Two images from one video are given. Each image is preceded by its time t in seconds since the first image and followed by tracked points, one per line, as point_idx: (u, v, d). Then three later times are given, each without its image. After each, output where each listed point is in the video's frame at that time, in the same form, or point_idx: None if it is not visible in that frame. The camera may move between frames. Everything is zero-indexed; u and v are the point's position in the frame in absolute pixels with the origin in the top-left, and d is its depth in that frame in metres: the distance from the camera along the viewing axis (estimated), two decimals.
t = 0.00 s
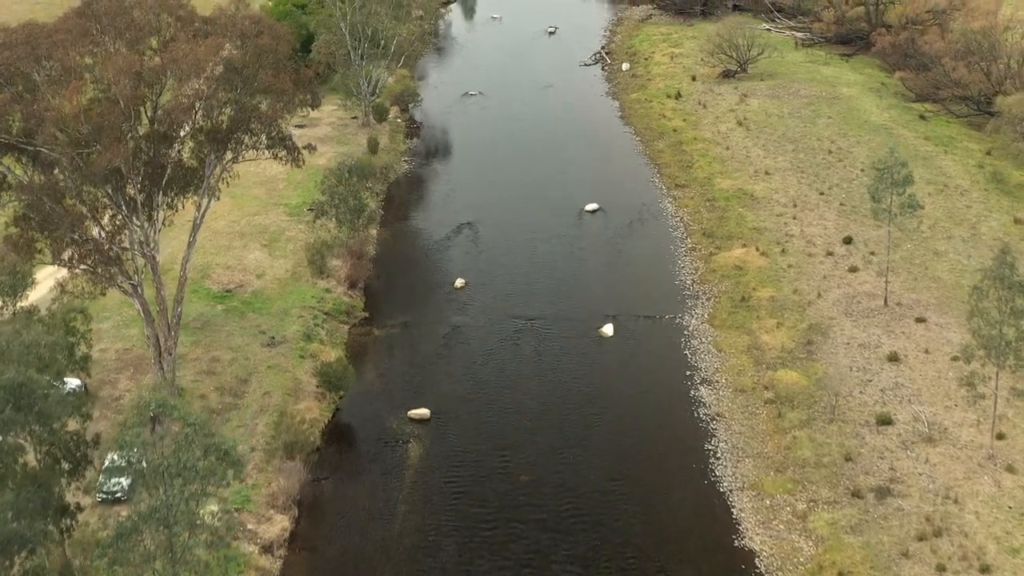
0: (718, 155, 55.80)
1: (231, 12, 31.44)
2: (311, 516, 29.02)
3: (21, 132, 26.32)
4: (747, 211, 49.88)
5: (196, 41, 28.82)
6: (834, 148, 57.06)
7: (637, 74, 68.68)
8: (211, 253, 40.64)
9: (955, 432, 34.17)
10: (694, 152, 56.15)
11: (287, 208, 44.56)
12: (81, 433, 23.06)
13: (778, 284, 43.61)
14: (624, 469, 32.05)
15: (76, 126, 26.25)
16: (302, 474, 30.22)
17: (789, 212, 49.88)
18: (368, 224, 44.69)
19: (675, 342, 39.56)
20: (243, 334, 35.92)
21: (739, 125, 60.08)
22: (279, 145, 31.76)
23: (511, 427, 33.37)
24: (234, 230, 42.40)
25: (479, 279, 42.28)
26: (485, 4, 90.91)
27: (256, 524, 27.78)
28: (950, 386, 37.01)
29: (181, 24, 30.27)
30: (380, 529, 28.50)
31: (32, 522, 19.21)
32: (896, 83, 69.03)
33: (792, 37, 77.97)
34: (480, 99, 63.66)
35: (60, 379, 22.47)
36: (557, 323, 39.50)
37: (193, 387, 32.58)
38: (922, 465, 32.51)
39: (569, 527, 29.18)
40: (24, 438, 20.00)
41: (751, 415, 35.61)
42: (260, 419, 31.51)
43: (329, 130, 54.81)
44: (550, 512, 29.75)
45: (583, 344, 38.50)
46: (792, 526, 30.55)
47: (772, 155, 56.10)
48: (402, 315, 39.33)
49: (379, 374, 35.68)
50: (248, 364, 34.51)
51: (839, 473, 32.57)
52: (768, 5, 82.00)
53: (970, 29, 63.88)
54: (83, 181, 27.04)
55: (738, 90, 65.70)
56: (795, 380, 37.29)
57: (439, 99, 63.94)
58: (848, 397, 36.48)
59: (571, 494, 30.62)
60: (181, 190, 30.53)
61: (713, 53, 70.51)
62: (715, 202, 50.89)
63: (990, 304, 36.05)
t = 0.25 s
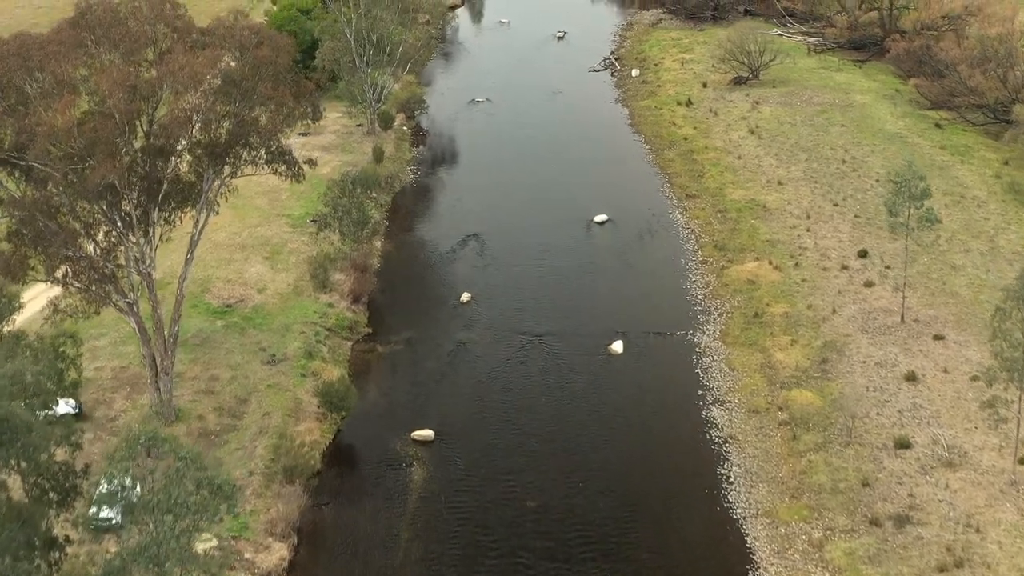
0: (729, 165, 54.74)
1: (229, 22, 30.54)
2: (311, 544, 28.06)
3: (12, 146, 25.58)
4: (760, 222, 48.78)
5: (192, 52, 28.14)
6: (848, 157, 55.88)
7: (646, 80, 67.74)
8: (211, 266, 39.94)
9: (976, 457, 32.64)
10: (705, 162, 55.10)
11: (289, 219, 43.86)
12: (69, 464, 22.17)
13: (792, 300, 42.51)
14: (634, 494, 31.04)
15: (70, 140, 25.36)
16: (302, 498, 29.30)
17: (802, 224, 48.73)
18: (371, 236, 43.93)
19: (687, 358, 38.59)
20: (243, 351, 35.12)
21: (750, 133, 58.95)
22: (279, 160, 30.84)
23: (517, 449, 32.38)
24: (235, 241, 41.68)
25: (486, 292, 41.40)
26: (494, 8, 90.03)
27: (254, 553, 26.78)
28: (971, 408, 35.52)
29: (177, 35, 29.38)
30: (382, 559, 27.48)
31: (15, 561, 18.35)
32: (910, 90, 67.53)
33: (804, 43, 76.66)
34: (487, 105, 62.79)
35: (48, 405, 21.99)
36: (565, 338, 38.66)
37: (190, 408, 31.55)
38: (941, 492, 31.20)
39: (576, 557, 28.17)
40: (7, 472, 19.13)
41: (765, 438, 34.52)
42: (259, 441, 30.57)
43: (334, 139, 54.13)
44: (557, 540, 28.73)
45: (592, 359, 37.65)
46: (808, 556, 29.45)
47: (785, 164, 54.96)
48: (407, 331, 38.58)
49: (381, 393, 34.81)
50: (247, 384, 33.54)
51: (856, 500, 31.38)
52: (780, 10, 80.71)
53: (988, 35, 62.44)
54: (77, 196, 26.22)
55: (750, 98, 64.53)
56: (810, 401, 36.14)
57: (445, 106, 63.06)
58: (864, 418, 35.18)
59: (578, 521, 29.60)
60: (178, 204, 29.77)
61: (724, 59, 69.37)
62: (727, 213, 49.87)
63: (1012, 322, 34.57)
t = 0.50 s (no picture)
0: (740, 174, 53.71)
1: (226, 33, 29.76)
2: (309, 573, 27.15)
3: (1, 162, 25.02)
4: (771, 235, 47.74)
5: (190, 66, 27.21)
6: (861, 166, 54.72)
7: (656, 87, 66.80)
8: (211, 280, 39.41)
9: (997, 483, 31.58)
10: (716, 171, 54.09)
11: (291, 231, 43.33)
12: (57, 496, 21.29)
13: (806, 316, 41.42)
14: (643, 519, 30.04)
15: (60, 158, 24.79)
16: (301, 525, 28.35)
17: (815, 236, 47.64)
18: (373, 249, 43.30)
19: (697, 376, 37.65)
20: (242, 369, 34.40)
21: (762, 142, 57.84)
22: (277, 176, 29.96)
23: (522, 473, 31.42)
24: (235, 255, 41.18)
25: (492, 306, 40.60)
26: (502, 11, 89.18)
27: None
28: (990, 431, 34.31)
29: (171, 48, 28.62)
30: None
31: None
32: (924, 97, 66.06)
33: (816, 48, 75.41)
34: (494, 112, 62.01)
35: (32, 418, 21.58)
36: (569, 344, 38.37)
37: (186, 430, 30.87)
38: (961, 520, 30.08)
39: None
40: None
41: (779, 462, 33.48)
42: (256, 465, 29.84)
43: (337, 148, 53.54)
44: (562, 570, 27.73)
45: (596, 366, 37.32)
46: None
47: (797, 174, 53.87)
48: (410, 348, 37.90)
49: (383, 413, 34.05)
50: (246, 403, 32.78)
51: (873, 527, 30.21)
52: (791, 15, 79.42)
53: (1005, 42, 61.07)
54: (67, 214, 25.61)
55: (761, 105, 63.40)
56: (824, 423, 35.04)
57: (451, 112, 62.31)
58: (881, 441, 34.05)
59: (585, 550, 28.63)
60: (174, 221, 29.10)
61: (734, 66, 68.28)
62: (738, 224, 48.90)
63: None
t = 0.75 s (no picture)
0: (749, 184, 52.72)
1: (222, 45, 29.05)
2: None
3: None
4: (782, 247, 46.69)
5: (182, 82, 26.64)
6: (873, 176, 53.59)
7: (664, 94, 65.94)
8: (207, 295, 38.49)
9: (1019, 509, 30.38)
10: (726, 182, 53.13)
11: (292, 243, 42.70)
12: (41, 532, 20.41)
13: (819, 333, 40.30)
14: (651, 547, 29.03)
15: (50, 177, 24.08)
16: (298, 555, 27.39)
17: (827, 249, 46.54)
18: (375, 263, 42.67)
19: (707, 395, 36.76)
20: (239, 390, 33.53)
21: (772, 150, 56.77)
22: (274, 194, 29.83)
23: (526, 499, 30.41)
24: (233, 267, 40.38)
25: (497, 323, 39.95)
26: (508, 15, 88.36)
27: None
28: (1010, 454, 33.06)
29: (165, 61, 27.86)
30: None
31: None
32: (936, 104, 64.78)
33: (826, 54, 74.23)
34: (499, 122, 61.45)
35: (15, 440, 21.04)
36: (571, 344, 38.93)
37: (181, 453, 30.15)
38: (981, 549, 28.89)
39: None
40: None
41: (792, 487, 32.38)
42: (252, 490, 29.02)
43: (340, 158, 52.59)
44: None
45: (597, 364, 37.85)
46: None
47: (807, 183, 52.82)
48: (413, 364, 37.05)
49: (383, 434, 33.12)
50: (242, 425, 32.09)
51: (890, 557, 28.98)
52: (801, 20, 78.27)
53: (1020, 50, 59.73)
54: (58, 234, 24.76)
55: (771, 112, 62.34)
56: (838, 446, 33.86)
57: (455, 120, 61.72)
58: (897, 465, 32.82)
59: None
60: (166, 238, 28.51)
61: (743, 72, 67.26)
62: (748, 236, 47.89)
63: None
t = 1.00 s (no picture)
0: (760, 195, 51.66)
1: (217, 57, 28.29)
2: None
3: None
4: (793, 260, 45.58)
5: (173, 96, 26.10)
6: (886, 187, 52.35)
7: (672, 100, 65.01)
8: (206, 309, 38.53)
9: None
10: (735, 193, 52.11)
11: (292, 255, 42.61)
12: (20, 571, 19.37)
13: (833, 351, 39.16)
14: None
15: (37, 197, 23.43)
16: None
17: (840, 262, 45.33)
18: (375, 277, 42.05)
19: (717, 414, 35.88)
20: (235, 410, 33.13)
21: (782, 159, 55.62)
22: (269, 212, 29.09)
23: (529, 526, 29.58)
24: (232, 281, 40.40)
25: (501, 339, 39.32)
26: (515, 19, 87.51)
27: None
28: None
29: (157, 74, 26.98)
30: None
31: None
32: (950, 112, 62.95)
33: (836, 60, 72.87)
34: (505, 127, 60.69)
35: None
36: (573, 347, 39.05)
37: (175, 478, 29.46)
38: None
39: None
40: None
41: (805, 513, 31.34)
42: (248, 517, 28.24)
43: (342, 167, 52.30)
44: None
45: (597, 365, 38.00)
46: None
47: (819, 194, 51.66)
48: (414, 382, 36.65)
49: (383, 458, 32.51)
50: (238, 447, 31.53)
51: None
52: (811, 25, 76.87)
53: None
54: (47, 255, 24.08)
55: (781, 120, 61.14)
56: (853, 470, 32.81)
57: (459, 125, 61.07)
58: (914, 491, 31.67)
59: None
60: (160, 255, 28.14)
61: (752, 79, 66.11)
62: (758, 249, 46.84)
63: None
